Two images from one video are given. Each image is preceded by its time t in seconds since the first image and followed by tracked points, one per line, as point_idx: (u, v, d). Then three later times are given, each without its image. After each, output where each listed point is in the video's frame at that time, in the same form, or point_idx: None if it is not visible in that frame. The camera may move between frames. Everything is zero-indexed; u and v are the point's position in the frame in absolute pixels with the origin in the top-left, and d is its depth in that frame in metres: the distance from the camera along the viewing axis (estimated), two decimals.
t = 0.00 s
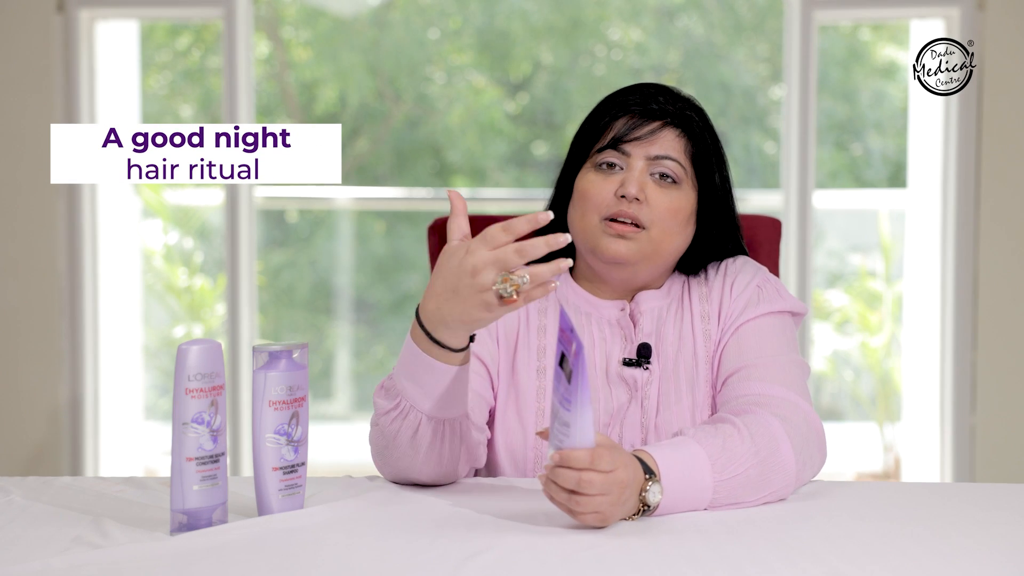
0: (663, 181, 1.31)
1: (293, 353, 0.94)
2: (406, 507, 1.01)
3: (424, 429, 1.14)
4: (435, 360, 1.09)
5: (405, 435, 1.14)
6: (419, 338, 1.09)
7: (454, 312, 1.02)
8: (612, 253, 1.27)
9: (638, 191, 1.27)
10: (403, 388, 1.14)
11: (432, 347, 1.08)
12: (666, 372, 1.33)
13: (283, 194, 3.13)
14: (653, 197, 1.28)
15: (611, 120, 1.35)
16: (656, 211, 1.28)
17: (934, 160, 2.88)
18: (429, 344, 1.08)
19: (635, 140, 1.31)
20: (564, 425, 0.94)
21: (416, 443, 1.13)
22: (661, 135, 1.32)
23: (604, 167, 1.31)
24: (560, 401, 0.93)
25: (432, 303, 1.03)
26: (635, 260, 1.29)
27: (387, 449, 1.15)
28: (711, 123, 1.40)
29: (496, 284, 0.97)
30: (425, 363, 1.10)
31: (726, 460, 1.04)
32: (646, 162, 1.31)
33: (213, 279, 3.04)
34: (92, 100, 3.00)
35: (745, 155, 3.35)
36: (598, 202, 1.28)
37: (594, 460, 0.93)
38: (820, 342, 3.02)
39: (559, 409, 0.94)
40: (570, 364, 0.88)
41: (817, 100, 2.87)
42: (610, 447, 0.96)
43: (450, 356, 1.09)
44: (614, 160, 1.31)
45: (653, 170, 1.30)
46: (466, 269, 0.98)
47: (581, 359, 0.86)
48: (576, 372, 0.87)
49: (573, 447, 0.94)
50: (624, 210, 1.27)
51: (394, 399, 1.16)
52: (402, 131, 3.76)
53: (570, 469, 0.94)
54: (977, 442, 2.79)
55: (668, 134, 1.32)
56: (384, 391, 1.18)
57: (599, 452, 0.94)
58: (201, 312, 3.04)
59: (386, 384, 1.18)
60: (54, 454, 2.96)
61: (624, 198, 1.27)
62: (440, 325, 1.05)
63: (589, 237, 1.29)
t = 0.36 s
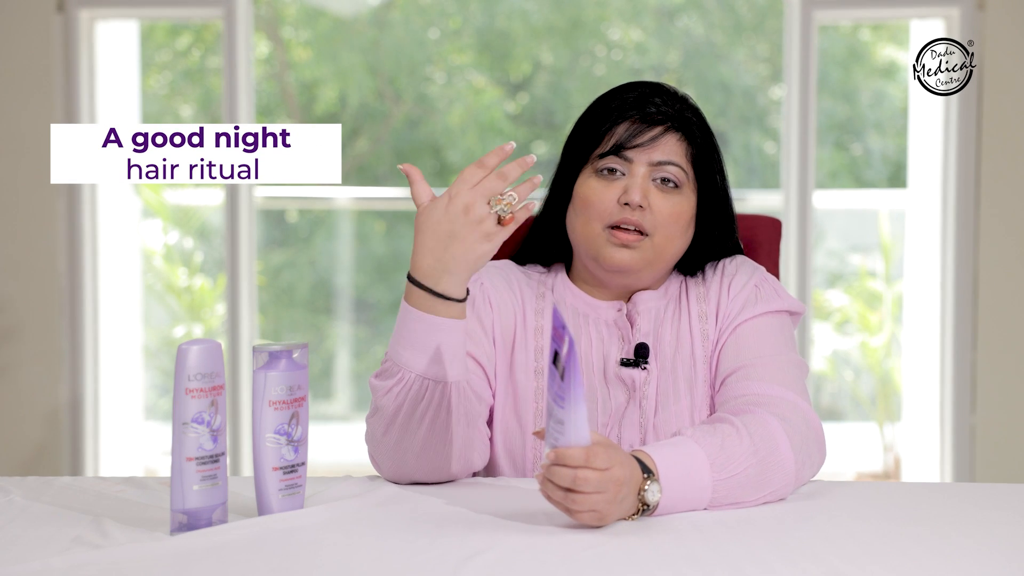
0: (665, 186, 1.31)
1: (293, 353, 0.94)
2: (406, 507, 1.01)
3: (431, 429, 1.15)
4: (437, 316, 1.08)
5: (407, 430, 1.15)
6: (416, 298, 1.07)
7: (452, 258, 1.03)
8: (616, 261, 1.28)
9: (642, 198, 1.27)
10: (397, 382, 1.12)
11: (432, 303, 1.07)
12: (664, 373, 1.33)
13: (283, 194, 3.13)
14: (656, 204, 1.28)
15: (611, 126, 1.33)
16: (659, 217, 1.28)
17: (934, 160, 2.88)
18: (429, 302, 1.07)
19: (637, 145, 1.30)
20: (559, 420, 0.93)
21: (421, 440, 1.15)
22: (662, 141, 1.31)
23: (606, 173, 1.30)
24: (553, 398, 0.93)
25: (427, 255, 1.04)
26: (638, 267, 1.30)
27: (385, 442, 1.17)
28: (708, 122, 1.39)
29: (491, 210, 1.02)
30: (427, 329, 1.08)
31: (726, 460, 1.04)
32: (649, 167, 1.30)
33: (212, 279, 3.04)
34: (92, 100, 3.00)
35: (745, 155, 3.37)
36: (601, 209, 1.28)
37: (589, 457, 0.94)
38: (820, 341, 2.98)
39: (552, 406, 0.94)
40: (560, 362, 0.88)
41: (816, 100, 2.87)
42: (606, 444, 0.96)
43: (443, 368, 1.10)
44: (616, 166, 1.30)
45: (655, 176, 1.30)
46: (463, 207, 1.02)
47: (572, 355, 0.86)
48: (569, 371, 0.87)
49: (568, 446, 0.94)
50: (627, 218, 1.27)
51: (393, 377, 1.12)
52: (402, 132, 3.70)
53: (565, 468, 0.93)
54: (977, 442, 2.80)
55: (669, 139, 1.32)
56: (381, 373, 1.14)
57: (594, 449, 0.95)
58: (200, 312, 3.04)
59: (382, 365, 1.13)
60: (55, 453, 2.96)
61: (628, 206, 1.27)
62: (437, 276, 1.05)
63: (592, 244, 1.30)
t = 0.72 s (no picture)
0: (665, 183, 1.31)
1: (293, 353, 0.94)
2: (406, 506, 1.01)
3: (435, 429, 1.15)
4: (448, 320, 1.07)
5: (411, 431, 1.15)
6: (429, 301, 1.07)
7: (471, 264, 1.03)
8: (616, 256, 1.27)
9: (642, 194, 1.27)
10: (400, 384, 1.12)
11: (445, 308, 1.07)
12: (665, 372, 1.33)
13: (283, 194, 3.13)
14: (656, 199, 1.28)
15: (612, 122, 1.33)
16: (660, 212, 1.28)
17: (934, 160, 2.88)
18: (443, 305, 1.07)
19: (637, 142, 1.31)
20: (558, 420, 0.94)
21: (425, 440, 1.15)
22: (663, 138, 1.32)
23: (606, 169, 1.31)
24: (552, 397, 0.94)
25: (445, 259, 1.03)
26: (638, 262, 1.29)
27: (389, 442, 1.17)
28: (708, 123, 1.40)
29: (515, 222, 1.02)
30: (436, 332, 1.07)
31: (725, 459, 1.04)
32: (649, 163, 1.30)
33: (212, 279, 3.04)
34: (92, 100, 3.00)
35: (745, 155, 3.37)
36: (601, 204, 1.28)
37: (587, 456, 0.94)
38: (820, 342, 2.99)
39: (550, 405, 0.95)
40: (559, 359, 0.90)
41: (816, 100, 2.87)
42: (605, 443, 0.96)
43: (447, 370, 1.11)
44: (617, 162, 1.30)
45: (656, 172, 1.30)
46: (488, 214, 1.02)
47: (569, 350, 0.87)
48: (566, 368, 0.89)
49: (566, 444, 0.94)
50: (627, 213, 1.27)
51: (401, 378, 1.12)
52: (402, 132, 3.71)
53: (565, 466, 0.93)
54: (977, 442, 2.80)
55: (669, 136, 1.32)
56: (388, 373, 1.13)
57: (592, 447, 0.95)
58: (200, 312, 3.04)
59: (390, 365, 1.13)
60: (55, 454, 2.97)
61: (628, 201, 1.27)
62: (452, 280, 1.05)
63: (592, 238, 1.29)
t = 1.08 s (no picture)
0: (668, 185, 1.31)
1: (293, 353, 0.94)
2: (406, 507, 1.01)
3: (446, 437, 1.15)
4: (472, 328, 1.07)
5: (419, 432, 1.15)
6: (455, 305, 1.06)
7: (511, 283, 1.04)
8: (618, 257, 1.28)
9: (646, 196, 1.27)
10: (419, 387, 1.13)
11: (471, 314, 1.06)
12: (666, 373, 1.33)
13: (283, 194, 3.13)
14: (659, 202, 1.28)
15: (616, 124, 1.33)
16: (663, 215, 1.28)
17: (934, 160, 2.87)
18: (468, 311, 1.06)
19: (642, 144, 1.31)
20: (559, 420, 0.94)
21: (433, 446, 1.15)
22: (666, 140, 1.31)
23: (609, 171, 1.31)
24: (551, 397, 0.94)
25: (488, 269, 1.04)
26: (640, 264, 1.29)
27: (395, 442, 1.17)
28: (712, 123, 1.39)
29: (565, 263, 1.05)
30: (458, 338, 1.07)
31: (725, 460, 1.04)
32: (653, 166, 1.30)
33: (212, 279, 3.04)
34: (92, 100, 3.00)
35: (744, 155, 3.37)
36: (604, 205, 1.28)
37: (585, 456, 0.94)
38: (820, 341, 2.99)
39: (550, 405, 0.95)
40: (557, 359, 0.90)
41: (816, 100, 2.87)
42: (604, 442, 0.96)
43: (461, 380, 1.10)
44: (620, 164, 1.30)
45: (658, 174, 1.30)
46: (546, 242, 1.05)
47: (566, 347, 0.87)
48: (565, 367, 0.89)
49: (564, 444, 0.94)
50: (630, 215, 1.27)
51: (417, 379, 1.13)
52: (402, 132, 3.71)
53: (563, 467, 0.94)
54: (977, 443, 2.80)
55: (673, 138, 1.32)
56: (404, 372, 1.14)
57: (590, 447, 0.95)
58: (200, 312, 3.04)
59: (406, 365, 1.14)
60: (54, 454, 2.96)
61: (631, 203, 1.27)
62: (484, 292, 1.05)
63: (594, 240, 1.29)
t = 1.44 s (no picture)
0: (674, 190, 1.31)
1: (293, 353, 0.94)
2: (406, 507, 1.01)
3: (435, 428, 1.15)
4: (442, 310, 1.07)
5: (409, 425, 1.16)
6: (422, 290, 1.06)
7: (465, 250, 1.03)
8: (618, 261, 1.29)
9: (650, 200, 1.28)
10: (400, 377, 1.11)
11: (440, 296, 1.06)
12: (667, 373, 1.33)
13: (283, 194, 3.14)
14: (664, 206, 1.28)
15: (627, 125, 1.33)
16: (666, 220, 1.28)
17: (934, 160, 2.88)
18: (437, 295, 1.06)
19: (651, 146, 1.30)
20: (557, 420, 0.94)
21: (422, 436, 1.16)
22: (676, 144, 1.31)
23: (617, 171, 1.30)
24: (549, 395, 0.94)
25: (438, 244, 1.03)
26: (640, 269, 1.31)
27: (388, 435, 1.17)
28: (722, 129, 1.39)
29: (507, 212, 1.02)
30: (434, 322, 1.07)
31: (724, 459, 1.04)
32: (660, 169, 1.30)
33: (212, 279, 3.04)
34: (92, 100, 3.00)
35: (745, 155, 3.38)
36: (608, 206, 1.28)
37: (586, 455, 0.94)
38: (819, 341, 2.99)
39: (549, 404, 0.95)
40: (557, 358, 0.90)
41: (816, 100, 2.87)
42: (604, 441, 0.96)
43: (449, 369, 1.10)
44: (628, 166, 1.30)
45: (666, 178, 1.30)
46: (479, 203, 1.02)
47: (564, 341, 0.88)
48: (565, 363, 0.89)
49: (565, 444, 0.94)
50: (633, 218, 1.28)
51: (399, 370, 1.11)
52: (402, 132, 3.70)
53: (563, 466, 0.94)
54: (977, 443, 2.80)
55: (684, 143, 1.32)
56: (385, 367, 1.12)
57: (590, 446, 0.95)
58: (200, 312, 3.03)
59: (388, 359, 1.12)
60: (54, 454, 2.97)
61: (635, 206, 1.27)
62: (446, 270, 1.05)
63: (596, 241, 1.30)
